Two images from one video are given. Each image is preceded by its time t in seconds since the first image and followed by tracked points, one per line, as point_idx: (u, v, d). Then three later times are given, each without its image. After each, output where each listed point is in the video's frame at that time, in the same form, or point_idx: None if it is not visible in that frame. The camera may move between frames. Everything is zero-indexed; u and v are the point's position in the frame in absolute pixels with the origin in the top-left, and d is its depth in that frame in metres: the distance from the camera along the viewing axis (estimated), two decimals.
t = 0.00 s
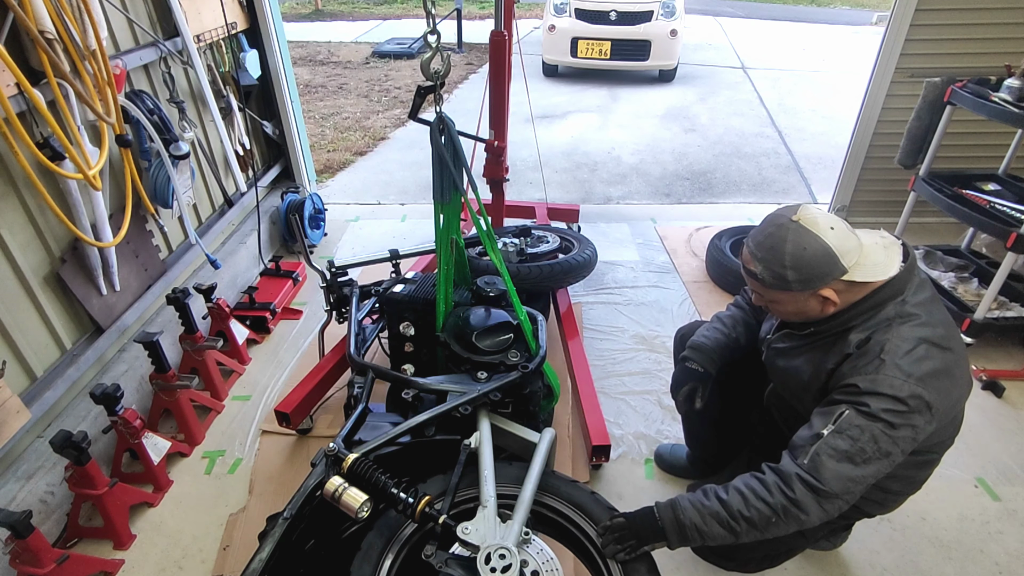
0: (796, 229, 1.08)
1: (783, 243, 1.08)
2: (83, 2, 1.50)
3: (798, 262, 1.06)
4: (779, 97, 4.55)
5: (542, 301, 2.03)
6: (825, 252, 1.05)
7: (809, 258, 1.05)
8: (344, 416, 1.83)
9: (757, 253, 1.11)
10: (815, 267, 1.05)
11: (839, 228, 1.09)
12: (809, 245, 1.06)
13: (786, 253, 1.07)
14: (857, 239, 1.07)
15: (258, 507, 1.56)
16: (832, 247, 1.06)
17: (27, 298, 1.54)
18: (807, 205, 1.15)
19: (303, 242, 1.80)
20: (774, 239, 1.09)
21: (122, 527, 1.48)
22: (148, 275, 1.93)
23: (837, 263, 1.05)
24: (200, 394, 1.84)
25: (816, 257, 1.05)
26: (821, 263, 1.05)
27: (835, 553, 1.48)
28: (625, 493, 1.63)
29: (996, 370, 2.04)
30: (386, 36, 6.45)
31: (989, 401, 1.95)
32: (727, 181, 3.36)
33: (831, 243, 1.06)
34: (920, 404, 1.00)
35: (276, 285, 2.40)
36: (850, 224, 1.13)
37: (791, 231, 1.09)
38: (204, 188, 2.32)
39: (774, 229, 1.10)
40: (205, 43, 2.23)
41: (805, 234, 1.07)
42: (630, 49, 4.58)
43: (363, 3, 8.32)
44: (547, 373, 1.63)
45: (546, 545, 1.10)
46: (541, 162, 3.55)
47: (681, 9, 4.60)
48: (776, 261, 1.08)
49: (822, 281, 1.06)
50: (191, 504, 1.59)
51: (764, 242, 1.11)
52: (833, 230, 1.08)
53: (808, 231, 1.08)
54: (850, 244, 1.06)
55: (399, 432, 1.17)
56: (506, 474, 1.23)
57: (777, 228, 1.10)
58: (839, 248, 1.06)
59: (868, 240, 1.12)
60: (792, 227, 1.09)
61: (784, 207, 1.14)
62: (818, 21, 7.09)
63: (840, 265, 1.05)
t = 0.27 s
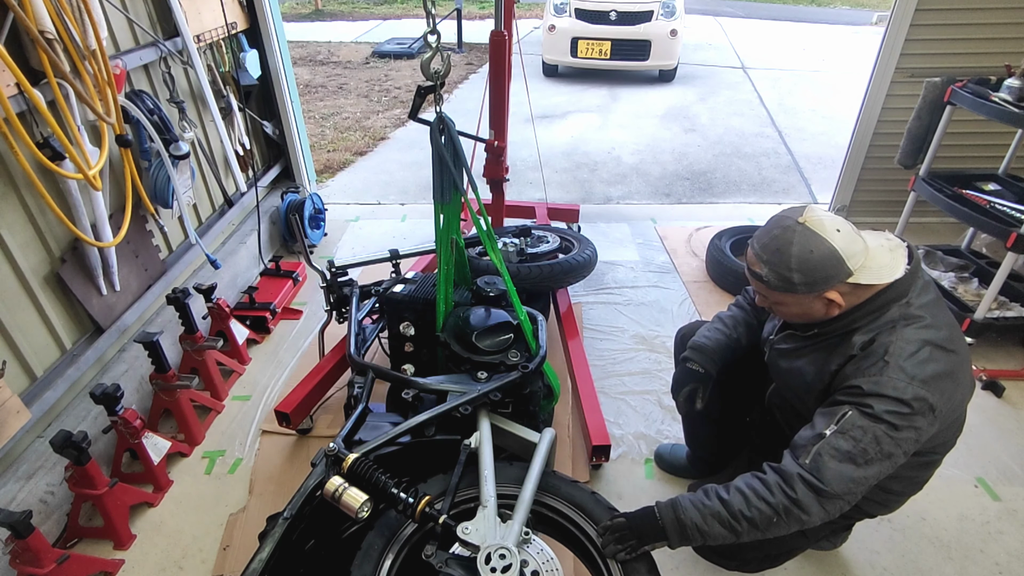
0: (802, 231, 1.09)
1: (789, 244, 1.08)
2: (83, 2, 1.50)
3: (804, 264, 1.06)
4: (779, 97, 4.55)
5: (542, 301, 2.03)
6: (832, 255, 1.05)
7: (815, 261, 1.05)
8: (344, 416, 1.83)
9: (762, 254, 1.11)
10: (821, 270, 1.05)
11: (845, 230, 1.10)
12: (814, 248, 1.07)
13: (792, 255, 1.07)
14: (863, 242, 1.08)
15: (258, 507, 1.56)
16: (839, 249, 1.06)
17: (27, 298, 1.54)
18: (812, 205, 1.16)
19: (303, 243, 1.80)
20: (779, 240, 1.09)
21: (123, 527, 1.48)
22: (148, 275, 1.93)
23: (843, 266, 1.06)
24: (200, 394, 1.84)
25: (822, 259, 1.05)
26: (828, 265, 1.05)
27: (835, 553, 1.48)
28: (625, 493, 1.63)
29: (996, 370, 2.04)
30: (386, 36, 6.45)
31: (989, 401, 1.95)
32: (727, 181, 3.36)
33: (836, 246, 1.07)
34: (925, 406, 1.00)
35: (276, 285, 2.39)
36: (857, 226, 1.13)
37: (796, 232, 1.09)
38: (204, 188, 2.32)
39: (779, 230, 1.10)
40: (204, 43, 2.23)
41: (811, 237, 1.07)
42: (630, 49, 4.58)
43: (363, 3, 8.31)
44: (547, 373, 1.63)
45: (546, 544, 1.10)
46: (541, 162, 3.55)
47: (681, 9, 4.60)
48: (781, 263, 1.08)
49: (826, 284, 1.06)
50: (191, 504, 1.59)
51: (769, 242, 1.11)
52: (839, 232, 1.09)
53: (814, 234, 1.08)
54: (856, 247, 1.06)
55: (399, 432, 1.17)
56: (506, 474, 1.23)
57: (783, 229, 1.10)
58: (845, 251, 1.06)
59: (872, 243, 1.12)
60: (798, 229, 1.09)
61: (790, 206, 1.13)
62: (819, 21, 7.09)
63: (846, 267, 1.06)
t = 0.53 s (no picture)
0: (734, 351, 0.93)
1: (694, 368, 0.93)
2: (83, 2, 1.50)
3: (690, 413, 0.89)
4: (779, 97, 4.55)
5: (542, 301, 2.03)
6: (738, 287, 1.04)
7: (719, 411, 0.87)
8: (344, 416, 1.83)
9: (638, 390, 0.97)
10: (738, 423, 0.86)
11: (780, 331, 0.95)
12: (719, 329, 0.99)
13: (683, 384, 0.92)
14: (781, 310, 0.98)
15: (258, 507, 1.56)
16: (766, 388, 0.88)
17: (27, 298, 1.54)
18: (760, 221, 1.12)
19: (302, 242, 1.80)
20: (684, 363, 0.94)
21: (123, 526, 1.48)
22: (148, 275, 1.93)
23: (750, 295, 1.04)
24: (200, 394, 1.84)
25: (730, 413, 0.87)
26: (732, 294, 1.05)
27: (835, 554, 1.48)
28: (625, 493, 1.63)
29: (996, 370, 2.04)
30: (386, 36, 6.44)
31: (989, 401, 1.95)
32: (727, 181, 3.36)
33: (772, 365, 0.91)
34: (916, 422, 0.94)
35: (276, 284, 2.39)
36: (814, 326, 0.96)
37: (718, 342, 0.96)
38: (204, 188, 2.32)
39: (699, 238, 1.10)
40: (204, 42, 2.23)
41: (733, 355, 0.92)
42: (631, 49, 4.58)
43: (363, 3, 8.30)
44: (547, 373, 1.63)
45: (546, 545, 1.12)
46: (541, 162, 3.55)
47: (681, 9, 4.60)
48: (667, 399, 0.93)
49: (726, 447, 0.86)
50: (190, 504, 1.59)
51: (665, 366, 0.96)
52: (771, 335, 0.94)
53: (736, 347, 0.93)
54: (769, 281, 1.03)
55: (399, 431, 1.17)
56: (506, 474, 1.23)
57: (700, 348, 0.96)
58: (782, 383, 0.89)
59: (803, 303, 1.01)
60: (718, 247, 1.08)
61: (713, 211, 1.12)
62: (819, 21, 7.09)
63: (779, 417, 0.86)
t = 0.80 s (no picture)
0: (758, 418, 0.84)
1: (712, 432, 0.85)
2: (82, 2, 1.50)
3: (697, 478, 0.85)
4: (779, 97, 4.55)
5: (542, 301, 2.03)
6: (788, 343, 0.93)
7: (728, 484, 0.82)
8: (344, 416, 1.83)
9: (651, 436, 0.93)
10: (748, 502, 0.80)
11: (822, 401, 0.84)
12: (749, 387, 0.88)
13: (696, 445, 0.86)
14: (826, 378, 0.85)
15: (258, 507, 1.56)
16: (790, 468, 0.80)
17: (27, 298, 1.54)
18: (834, 260, 0.98)
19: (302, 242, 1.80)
20: (704, 424, 0.86)
21: (123, 526, 1.48)
22: (148, 275, 1.93)
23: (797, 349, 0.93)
24: (200, 394, 1.84)
25: (740, 490, 0.81)
26: (776, 344, 0.94)
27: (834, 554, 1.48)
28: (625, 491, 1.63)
29: (996, 370, 2.04)
30: (386, 36, 6.44)
31: (989, 401, 1.95)
32: (727, 181, 3.36)
33: (802, 441, 0.81)
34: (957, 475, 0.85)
35: (276, 284, 2.40)
36: (866, 399, 0.84)
37: (747, 402, 0.86)
38: (204, 188, 2.32)
39: (753, 271, 0.98)
40: (204, 42, 2.23)
41: (760, 424, 0.83)
42: (630, 49, 4.58)
43: (363, 2, 8.30)
44: (547, 373, 1.63)
45: (546, 544, 1.12)
46: (541, 162, 3.55)
47: (681, 9, 4.60)
48: (679, 455, 0.88)
49: (729, 520, 0.82)
50: (190, 504, 1.59)
51: (684, 415, 0.90)
52: (810, 404, 0.84)
53: (766, 414, 0.84)
54: (825, 342, 0.90)
55: (399, 431, 1.17)
56: (506, 474, 1.23)
57: (726, 405, 0.87)
58: (811, 465, 0.80)
59: (863, 367, 0.89)
60: (773, 286, 0.97)
61: (777, 242, 0.98)
62: (819, 21, 7.09)
63: (798, 503, 0.79)
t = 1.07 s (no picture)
0: (745, 437, 0.83)
1: (700, 447, 0.85)
2: (83, 2, 1.50)
3: (684, 492, 0.85)
4: (779, 97, 4.55)
5: (542, 301, 2.03)
6: (787, 354, 0.93)
7: (714, 500, 0.82)
8: (344, 416, 1.83)
9: (641, 446, 0.93)
10: (733, 518, 0.81)
11: (811, 416, 0.83)
12: (739, 400, 0.88)
13: (684, 460, 0.86)
14: (817, 392, 0.85)
15: (258, 507, 1.57)
16: (776, 484, 0.80)
17: (27, 298, 1.54)
18: (824, 268, 0.99)
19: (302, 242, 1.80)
20: (693, 439, 0.86)
21: (123, 526, 1.48)
22: (148, 275, 1.93)
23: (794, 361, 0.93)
24: (200, 394, 1.84)
25: (726, 506, 0.81)
26: (773, 355, 0.94)
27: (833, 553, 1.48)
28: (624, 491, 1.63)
29: (996, 370, 2.04)
30: (386, 36, 6.44)
31: (989, 401, 1.95)
32: (727, 180, 3.36)
33: (790, 456, 0.81)
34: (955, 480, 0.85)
35: (276, 284, 2.40)
36: (857, 413, 0.84)
37: (735, 416, 0.86)
38: (204, 188, 2.32)
39: (747, 280, 0.98)
40: (205, 42, 2.23)
41: (747, 440, 0.83)
42: (630, 49, 4.58)
43: (364, 3, 8.29)
44: (547, 372, 1.63)
45: (546, 545, 1.13)
46: (541, 162, 3.55)
47: (681, 9, 4.59)
48: (666, 468, 0.88)
49: (716, 534, 0.82)
50: (190, 504, 1.59)
51: (673, 428, 0.90)
52: (799, 419, 0.84)
53: (754, 430, 0.84)
54: (825, 354, 0.91)
55: (399, 431, 1.17)
56: (506, 474, 1.23)
57: (715, 419, 0.87)
58: (797, 481, 0.80)
59: (855, 378, 0.88)
60: (768, 295, 0.97)
61: (771, 250, 0.98)
62: (819, 21, 7.09)
63: (784, 520, 0.79)
